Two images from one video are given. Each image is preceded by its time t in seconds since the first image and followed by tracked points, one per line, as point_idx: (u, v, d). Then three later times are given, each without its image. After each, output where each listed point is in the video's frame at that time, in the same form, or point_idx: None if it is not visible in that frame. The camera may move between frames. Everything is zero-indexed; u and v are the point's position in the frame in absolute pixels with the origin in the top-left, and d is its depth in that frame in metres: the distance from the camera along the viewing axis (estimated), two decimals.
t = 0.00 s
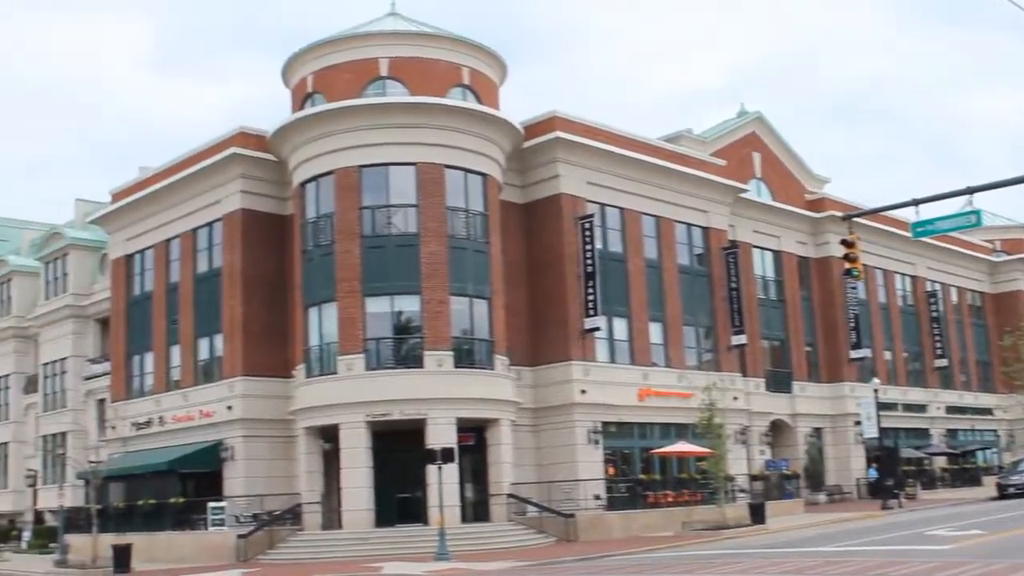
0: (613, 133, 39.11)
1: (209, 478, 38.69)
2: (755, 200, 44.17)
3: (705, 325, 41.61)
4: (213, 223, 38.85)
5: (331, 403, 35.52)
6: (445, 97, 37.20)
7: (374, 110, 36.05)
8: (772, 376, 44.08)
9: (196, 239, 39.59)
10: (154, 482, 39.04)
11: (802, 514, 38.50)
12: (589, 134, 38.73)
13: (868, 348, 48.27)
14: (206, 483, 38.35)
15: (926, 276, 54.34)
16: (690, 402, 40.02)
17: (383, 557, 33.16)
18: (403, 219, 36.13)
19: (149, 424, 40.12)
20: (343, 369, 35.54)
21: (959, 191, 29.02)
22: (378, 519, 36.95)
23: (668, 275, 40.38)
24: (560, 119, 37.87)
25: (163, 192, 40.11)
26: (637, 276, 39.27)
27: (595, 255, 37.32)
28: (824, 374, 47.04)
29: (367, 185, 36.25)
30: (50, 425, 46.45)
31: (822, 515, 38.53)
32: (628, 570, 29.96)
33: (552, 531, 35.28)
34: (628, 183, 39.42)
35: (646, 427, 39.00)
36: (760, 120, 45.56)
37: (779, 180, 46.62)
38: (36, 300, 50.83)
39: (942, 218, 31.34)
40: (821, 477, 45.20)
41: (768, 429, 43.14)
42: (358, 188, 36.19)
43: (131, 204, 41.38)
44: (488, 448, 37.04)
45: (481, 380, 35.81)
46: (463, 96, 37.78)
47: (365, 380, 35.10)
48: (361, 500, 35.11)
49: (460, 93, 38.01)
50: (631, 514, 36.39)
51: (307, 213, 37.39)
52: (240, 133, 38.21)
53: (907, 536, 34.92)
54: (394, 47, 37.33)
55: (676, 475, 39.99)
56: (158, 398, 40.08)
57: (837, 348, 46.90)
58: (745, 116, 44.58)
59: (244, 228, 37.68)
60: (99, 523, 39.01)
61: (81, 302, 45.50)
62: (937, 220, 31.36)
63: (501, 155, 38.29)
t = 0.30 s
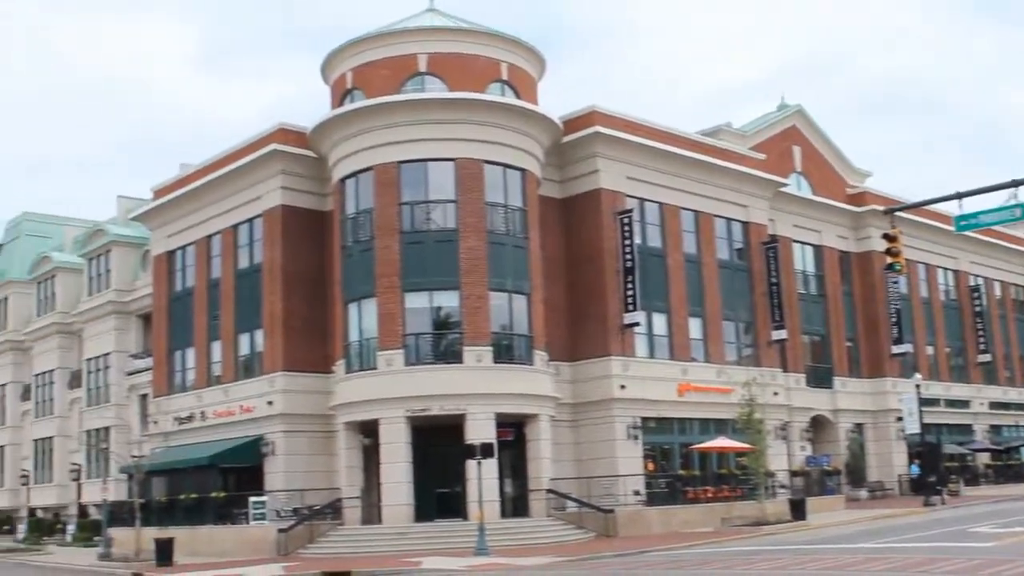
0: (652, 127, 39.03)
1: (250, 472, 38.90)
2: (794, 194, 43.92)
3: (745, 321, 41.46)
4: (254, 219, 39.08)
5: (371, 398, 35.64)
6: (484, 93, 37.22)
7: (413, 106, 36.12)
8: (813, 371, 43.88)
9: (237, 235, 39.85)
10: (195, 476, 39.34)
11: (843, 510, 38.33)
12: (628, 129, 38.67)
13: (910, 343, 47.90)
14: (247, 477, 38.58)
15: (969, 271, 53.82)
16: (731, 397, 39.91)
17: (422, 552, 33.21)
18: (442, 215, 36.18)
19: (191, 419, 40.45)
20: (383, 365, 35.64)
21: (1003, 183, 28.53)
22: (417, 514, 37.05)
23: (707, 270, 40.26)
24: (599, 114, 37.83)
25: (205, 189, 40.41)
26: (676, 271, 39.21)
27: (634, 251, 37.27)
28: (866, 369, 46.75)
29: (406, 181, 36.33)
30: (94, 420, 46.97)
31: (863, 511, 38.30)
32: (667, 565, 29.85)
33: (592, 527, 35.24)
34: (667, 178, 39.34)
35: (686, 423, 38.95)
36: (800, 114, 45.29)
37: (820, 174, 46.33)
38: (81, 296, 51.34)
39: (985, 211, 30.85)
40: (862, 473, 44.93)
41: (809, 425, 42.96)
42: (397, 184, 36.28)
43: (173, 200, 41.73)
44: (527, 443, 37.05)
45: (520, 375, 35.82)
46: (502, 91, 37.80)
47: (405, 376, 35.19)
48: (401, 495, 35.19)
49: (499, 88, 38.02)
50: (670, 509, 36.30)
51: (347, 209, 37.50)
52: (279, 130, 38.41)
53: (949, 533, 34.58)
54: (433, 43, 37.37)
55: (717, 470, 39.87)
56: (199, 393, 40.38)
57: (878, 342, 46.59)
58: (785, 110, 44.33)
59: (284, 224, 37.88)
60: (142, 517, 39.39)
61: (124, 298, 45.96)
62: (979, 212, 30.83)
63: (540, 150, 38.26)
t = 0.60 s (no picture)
0: (691, 126, 38.96)
1: (290, 471, 39.09)
2: (834, 191, 43.66)
3: (785, 320, 41.30)
4: (294, 220, 39.28)
5: (411, 398, 35.73)
6: (522, 92, 37.23)
7: (452, 106, 36.19)
8: (854, 370, 43.62)
9: (277, 236, 40.08)
10: (236, 475, 39.60)
11: (884, 511, 38.11)
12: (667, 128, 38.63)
13: (953, 342, 47.46)
14: (287, 476, 38.79)
15: (1013, 269, 53.21)
16: (771, 397, 39.75)
17: (462, 551, 33.25)
18: (481, 214, 36.23)
19: (232, 418, 40.73)
20: (422, 364, 35.72)
21: None
22: (456, 513, 37.10)
23: (747, 268, 40.12)
24: (637, 113, 37.79)
25: (245, 189, 40.65)
26: (716, 269, 39.09)
27: (673, 249, 37.20)
28: (907, 368, 46.41)
29: (444, 181, 36.41)
30: (136, 419, 47.41)
31: (906, 512, 38.01)
32: (707, 565, 29.70)
33: (631, 526, 35.14)
34: (706, 177, 39.23)
35: (726, 422, 38.85)
36: (841, 111, 45.01)
37: (860, 172, 46.01)
38: (123, 296, 51.79)
39: None
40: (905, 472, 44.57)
41: (850, 425, 42.72)
42: (436, 183, 36.35)
43: (213, 201, 42.02)
44: (566, 442, 37.03)
45: (559, 375, 35.81)
46: (540, 90, 37.80)
47: (444, 375, 35.27)
48: (440, 495, 35.25)
49: (537, 88, 38.02)
50: (711, 509, 36.18)
51: (386, 209, 37.61)
52: (318, 130, 38.61)
53: (993, 533, 34.21)
54: (471, 42, 37.42)
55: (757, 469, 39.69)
56: (240, 393, 40.66)
57: (920, 341, 46.25)
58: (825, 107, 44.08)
59: (324, 223, 38.07)
60: (184, 515, 39.69)
61: (165, 298, 46.30)
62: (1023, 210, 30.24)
63: (578, 150, 38.22)
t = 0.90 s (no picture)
0: (732, 127, 38.89)
1: (332, 473, 39.28)
2: (877, 192, 43.37)
3: (828, 322, 41.08)
4: (335, 223, 39.49)
5: (453, 400, 35.80)
6: (562, 95, 37.24)
7: (493, 109, 36.24)
8: (897, 372, 43.29)
9: (319, 239, 40.30)
10: (279, 477, 39.87)
11: (929, 515, 37.83)
12: (708, 129, 38.57)
13: (999, 344, 46.91)
14: (329, 478, 38.99)
15: None
16: (814, 399, 39.53)
17: (504, 554, 33.25)
18: (521, 217, 36.24)
19: (274, 420, 40.98)
20: (464, 367, 35.80)
21: None
22: (498, 516, 37.17)
23: (789, 270, 39.93)
24: (678, 114, 37.75)
25: (287, 193, 40.94)
26: (758, 271, 38.93)
27: (714, 251, 37.11)
28: (952, 370, 45.96)
29: (485, 184, 36.46)
30: (180, 421, 47.84)
31: (951, 516, 37.66)
32: (750, 568, 29.53)
33: (673, 529, 35.01)
34: (747, 180, 39.11)
35: (768, 425, 38.67)
36: (884, 112, 44.70)
37: (904, 172, 45.66)
38: (167, 299, 52.30)
39: None
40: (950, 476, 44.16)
41: (893, 427, 42.40)
42: (477, 186, 36.42)
43: (255, 205, 42.34)
44: (607, 445, 36.97)
45: (601, 377, 35.77)
46: (580, 93, 37.81)
47: (486, 377, 35.31)
48: (482, 497, 35.27)
49: (577, 90, 38.02)
50: (753, 512, 36.01)
51: (427, 212, 37.73)
52: (360, 134, 38.81)
53: None
54: (511, 45, 37.45)
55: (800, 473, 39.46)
56: (282, 395, 40.91)
57: (965, 342, 45.82)
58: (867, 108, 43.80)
59: (365, 227, 38.27)
60: (227, 516, 40.03)
61: (209, 301, 46.74)
62: None
63: (619, 152, 38.16)
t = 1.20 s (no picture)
0: (773, 127, 38.73)
1: (374, 476, 39.43)
2: (920, 191, 43.01)
3: (871, 322, 40.79)
4: (376, 226, 39.67)
5: (494, 403, 35.83)
6: (602, 97, 37.21)
7: (533, 111, 36.26)
8: (942, 374, 42.93)
9: (360, 242, 40.49)
10: (321, 479, 40.08)
11: (975, 519, 37.47)
12: (750, 130, 38.42)
13: None
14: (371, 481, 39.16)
15: None
16: (858, 401, 39.25)
17: (547, 556, 33.23)
18: (562, 219, 36.21)
19: (317, 423, 41.21)
20: (505, 369, 35.84)
21: None
22: (540, 518, 37.28)
23: (832, 270, 39.71)
24: (718, 115, 37.57)
25: (328, 197, 41.20)
26: (800, 273, 38.73)
27: (756, 252, 36.95)
28: (998, 371, 45.48)
29: (525, 187, 36.48)
30: (223, 423, 48.21)
31: (998, 519, 37.27)
32: (793, 570, 29.34)
33: (715, 531, 34.90)
34: (788, 180, 38.92)
35: (811, 427, 38.45)
36: (927, 110, 44.31)
37: (948, 171, 45.24)
38: (210, 303, 52.75)
39: None
40: (996, 478, 43.69)
41: (939, 429, 42.01)
42: (517, 189, 36.45)
43: (297, 209, 42.63)
44: (649, 448, 36.90)
45: (643, 379, 35.69)
46: (620, 94, 37.77)
47: (527, 379, 35.31)
48: (523, 499, 35.24)
49: (617, 92, 37.98)
50: (797, 515, 35.83)
51: (467, 215, 37.80)
52: (400, 138, 38.98)
53: None
54: (550, 47, 37.44)
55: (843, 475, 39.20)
56: (324, 398, 41.14)
57: (1011, 342, 45.32)
58: (910, 106, 43.45)
59: (406, 230, 38.40)
60: (270, 518, 40.35)
61: (251, 305, 47.16)
62: None
63: (659, 153, 38.06)
